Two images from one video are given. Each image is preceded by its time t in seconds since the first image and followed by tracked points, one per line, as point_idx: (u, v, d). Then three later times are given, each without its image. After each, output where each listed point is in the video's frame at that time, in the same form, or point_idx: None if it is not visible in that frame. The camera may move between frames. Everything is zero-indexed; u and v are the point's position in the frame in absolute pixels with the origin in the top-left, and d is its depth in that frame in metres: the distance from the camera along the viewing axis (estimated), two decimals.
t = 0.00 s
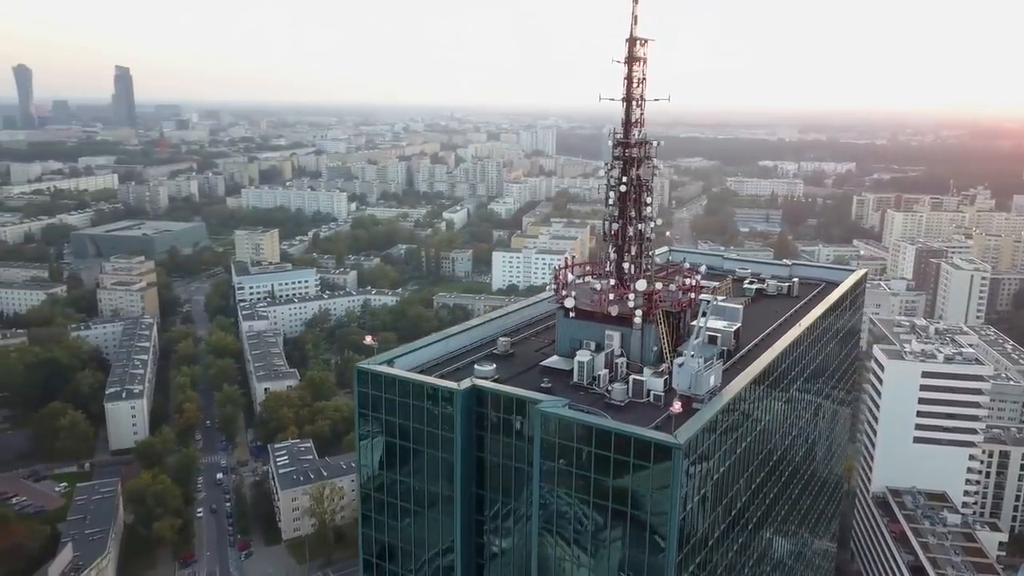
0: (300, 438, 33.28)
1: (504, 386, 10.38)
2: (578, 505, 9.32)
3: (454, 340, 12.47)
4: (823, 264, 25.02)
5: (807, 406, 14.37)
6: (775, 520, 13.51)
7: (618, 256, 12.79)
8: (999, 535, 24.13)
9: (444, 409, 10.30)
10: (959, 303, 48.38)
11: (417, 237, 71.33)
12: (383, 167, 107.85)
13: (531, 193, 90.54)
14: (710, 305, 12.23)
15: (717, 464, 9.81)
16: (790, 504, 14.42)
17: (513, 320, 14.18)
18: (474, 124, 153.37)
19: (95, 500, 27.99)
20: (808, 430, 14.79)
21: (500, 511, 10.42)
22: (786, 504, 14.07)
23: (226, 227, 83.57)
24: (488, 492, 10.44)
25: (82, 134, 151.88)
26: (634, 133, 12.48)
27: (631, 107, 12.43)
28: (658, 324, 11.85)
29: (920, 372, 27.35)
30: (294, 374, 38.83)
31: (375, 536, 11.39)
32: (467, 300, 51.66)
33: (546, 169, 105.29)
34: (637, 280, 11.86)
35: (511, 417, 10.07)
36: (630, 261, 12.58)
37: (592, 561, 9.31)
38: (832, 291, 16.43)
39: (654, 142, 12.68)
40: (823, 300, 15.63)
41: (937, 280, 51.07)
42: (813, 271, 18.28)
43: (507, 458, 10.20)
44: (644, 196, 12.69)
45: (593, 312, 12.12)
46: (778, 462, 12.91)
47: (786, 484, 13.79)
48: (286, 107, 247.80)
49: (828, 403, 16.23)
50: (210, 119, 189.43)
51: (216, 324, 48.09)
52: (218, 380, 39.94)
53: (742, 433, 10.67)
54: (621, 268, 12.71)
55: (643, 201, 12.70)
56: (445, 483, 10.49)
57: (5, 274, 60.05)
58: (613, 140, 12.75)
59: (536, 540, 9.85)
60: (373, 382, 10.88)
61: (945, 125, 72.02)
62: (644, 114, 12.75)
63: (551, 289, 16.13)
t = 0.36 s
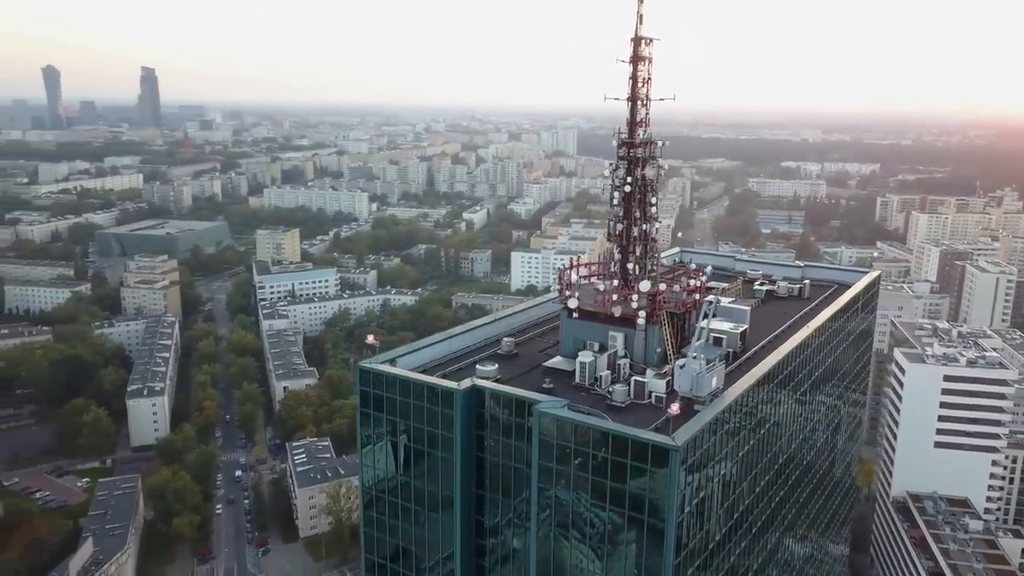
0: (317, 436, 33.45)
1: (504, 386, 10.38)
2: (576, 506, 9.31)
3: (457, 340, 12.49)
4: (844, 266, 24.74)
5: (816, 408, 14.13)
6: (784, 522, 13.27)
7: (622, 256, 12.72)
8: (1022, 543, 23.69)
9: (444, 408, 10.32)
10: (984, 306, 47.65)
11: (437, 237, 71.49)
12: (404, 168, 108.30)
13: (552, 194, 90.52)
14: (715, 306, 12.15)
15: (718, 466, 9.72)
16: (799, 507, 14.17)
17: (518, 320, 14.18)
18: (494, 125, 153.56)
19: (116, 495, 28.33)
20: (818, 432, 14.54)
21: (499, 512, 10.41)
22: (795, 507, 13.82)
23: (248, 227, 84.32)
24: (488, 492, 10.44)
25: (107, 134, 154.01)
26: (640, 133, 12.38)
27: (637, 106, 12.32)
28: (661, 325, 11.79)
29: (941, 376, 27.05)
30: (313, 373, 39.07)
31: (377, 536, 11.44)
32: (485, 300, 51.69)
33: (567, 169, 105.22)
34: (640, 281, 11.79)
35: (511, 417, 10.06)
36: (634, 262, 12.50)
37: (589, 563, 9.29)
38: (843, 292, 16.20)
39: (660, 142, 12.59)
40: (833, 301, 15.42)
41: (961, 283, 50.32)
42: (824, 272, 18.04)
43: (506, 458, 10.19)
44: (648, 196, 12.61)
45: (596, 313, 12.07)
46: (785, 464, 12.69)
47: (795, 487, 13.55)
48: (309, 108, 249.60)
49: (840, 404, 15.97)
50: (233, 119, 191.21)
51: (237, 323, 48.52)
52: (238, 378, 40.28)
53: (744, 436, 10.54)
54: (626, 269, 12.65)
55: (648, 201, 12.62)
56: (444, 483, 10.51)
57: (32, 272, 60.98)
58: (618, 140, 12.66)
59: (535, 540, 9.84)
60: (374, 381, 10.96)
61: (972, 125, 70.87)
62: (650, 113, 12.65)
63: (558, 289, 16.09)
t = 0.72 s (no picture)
0: (334, 435, 33.62)
1: (505, 386, 10.37)
2: (575, 508, 9.27)
3: (462, 341, 12.51)
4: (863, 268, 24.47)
5: (825, 410, 13.94)
6: (792, 526, 13.09)
7: (627, 257, 12.68)
8: None
9: (445, 409, 10.35)
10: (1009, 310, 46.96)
11: (455, 237, 71.71)
12: (424, 168, 108.76)
13: (571, 194, 90.43)
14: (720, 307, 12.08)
15: (721, 468, 9.65)
16: (809, 510, 13.98)
17: (524, 321, 14.17)
18: (515, 125, 153.64)
19: (135, 491, 28.66)
20: (828, 434, 14.36)
21: (499, 512, 10.41)
22: (804, 511, 13.63)
23: (269, 226, 84.99)
24: (488, 492, 10.46)
25: (132, 134, 156.08)
26: (644, 133, 12.31)
27: (642, 106, 12.26)
28: (665, 327, 11.77)
29: (962, 380, 26.71)
30: (331, 371, 39.28)
31: (379, 534, 11.50)
32: (504, 301, 51.73)
33: (586, 170, 105.11)
34: (644, 283, 11.77)
35: (511, 417, 10.06)
36: (639, 263, 12.44)
37: (587, 564, 9.28)
38: (855, 294, 16.01)
39: (665, 141, 12.51)
40: (844, 303, 15.24)
41: (986, 287, 49.64)
42: (837, 275, 17.81)
43: (506, 459, 10.18)
44: (654, 196, 12.55)
45: (601, 314, 12.05)
46: (792, 466, 12.54)
47: (803, 490, 13.36)
48: (330, 108, 251.22)
49: (852, 406, 15.76)
50: (256, 120, 192.95)
51: (257, 321, 48.92)
52: (257, 376, 40.59)
53: (748, 439, 10.45)
54: (630, 270, 12.59)
55: (653, 201, 12.57)
56: (445, 483, 10.55)
57: (57, 270, 61.88)
58: (623, 140, 12.60)
59: (533, 541, 9.83)
60: (376, 380, 11.01)
61: (999, 127, 69.79)
62: (654, 113, 12.61)
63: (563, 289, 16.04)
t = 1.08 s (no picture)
0: (354, 434, 33.80)
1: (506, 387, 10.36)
2: (573, 509, 9.24)
3: (467, 340, 12.53)
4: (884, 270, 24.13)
5: (837, 412, 13.74)
6: (801, 530, 12.90)
7: (633, 257, 12.66)
8: None
9: (446, 408, 10.37)
10: None
11: (477, 237, 71.84)
12: (446, 168, 109.09)
13: (593, 194, 90.24)
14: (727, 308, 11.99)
15: (723, 470, 9.55)
16: (819, 515, 13.77)
17: (531, 321, 14.17)
18: (538, 126, 153.56)
19: (157, 487, 29.01)
20: (839, 437, 14.14)
21: (500, 512, 10.41)
22: (813, 516, 13.42)
23: (292, 226, 85.64)
24: (488, 493, 10.45)
25: (160, 134, 158.28)
26: (650, 133, 12.31)
27: (648, 106, 12.26)
28: (671, 328, 11.72)
29: (987, 385, 26.26)
30: (350, 370, 39.47)
31: (382, 532, 11.55)
32: (524, 301, 51.72)
33: (609, 170, 104.83)
34: (649, 284, 11.74)
35: (512, 418, 10.05)
36: (645, 263, 12.42)
37: (586, 566, 9.24)
38: (869, 296, 15.79)
39: (671, 141, 12.51)
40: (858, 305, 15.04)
41: (1015, 290, 48.77)
42: (852, 276, 17.66)
43: (507, 458, 10.17)
44: (660, 196, 12.54)
45: (606, 315, 12.04)
46: (800, 469, 12.36)
47: (812, 494, 13.16)
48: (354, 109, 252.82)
49: (865, 409, 15.52)
50: (281, 120, 194.68)
51: (279, 320, 49.34)
52: (279, 374, 40.94)
53: (754, 441, 10.32)
54: (636, 270, 12.58)
55: (659, 201, 12.57)
56: (447, 482, 10.58)
57: (85, 268, 62.88)
58: (629, 140, 12.61)
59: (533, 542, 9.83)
60: (379, 379, 11.04)
61: None
62: (661, 114, 12.60)
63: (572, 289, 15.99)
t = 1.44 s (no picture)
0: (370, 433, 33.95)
1: (507, 386, 10.36)
2: (571, 510, 9.22)
3: (472, 340, 12.54)
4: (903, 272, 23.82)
5: (846, 415, 13.57)
6: (808, 534, 12.74)
7: (638, 258, 12.59)
8: None
9: (447, 407, 10.40)
10: None
11: (495, 237, 71.83)
12: (466, 168, 109.22)
13: (613, 195, 89.95)
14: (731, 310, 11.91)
15: (726, 474, 9.48)
16: (827, 518, 13.60)
17: (537, 321, 14.16)
18: (559, 126, 153.12)
19: (177, 483, 29.33)
20: (849, 440, 13.96)
21: (500, 513, 10.42)
22: (820, 520, 13.26)
23: (313, 226, 86.18)
24: (488, 493, 10.48)
25: (184, 134, 160.04)
26: (655, 133, 12.26)
27: (653, 106, 12.25)
28: (675, 329, 11.68)
29: (1008, 389, 25.87)
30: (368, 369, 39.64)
31: (384, 532, 11.60)
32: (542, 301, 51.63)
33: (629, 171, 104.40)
34: (652, 286, 11.71)
35: (512, 418, 10.06)
36: (650, 264, 12.36)
37: (585, 567, 9.21)
38: (882, 298, 15.59)
39: (677, 141, 12.43)
40: (869, 306, 14.86)
41: None
42: (865, 278, 17.44)
43: (508, 459, 10.17)
44: (665, 196, 12.47)
45: (611, 316, 12.01)
46: (807, 472, 12.21)
47: (819, 497, 13.01)
48: (376, 109, 253.88)
49: (877, 411, 15.33)
50: (303, 121, 196.01)
51: (298, 319, 49.70)
52: (297, 373, 41.22)
53: (757, 443, 10.25)
54: (641, 271, 12.52)
55: (664, 202, 12.49)
56: (448, 482, 10.61)
57: (110, 266, 63.72)
58: (635, 139, 12.54)
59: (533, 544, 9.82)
60: (381, 378, 11.09)
61: None
62: (668, 113, 12.58)
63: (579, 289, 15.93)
